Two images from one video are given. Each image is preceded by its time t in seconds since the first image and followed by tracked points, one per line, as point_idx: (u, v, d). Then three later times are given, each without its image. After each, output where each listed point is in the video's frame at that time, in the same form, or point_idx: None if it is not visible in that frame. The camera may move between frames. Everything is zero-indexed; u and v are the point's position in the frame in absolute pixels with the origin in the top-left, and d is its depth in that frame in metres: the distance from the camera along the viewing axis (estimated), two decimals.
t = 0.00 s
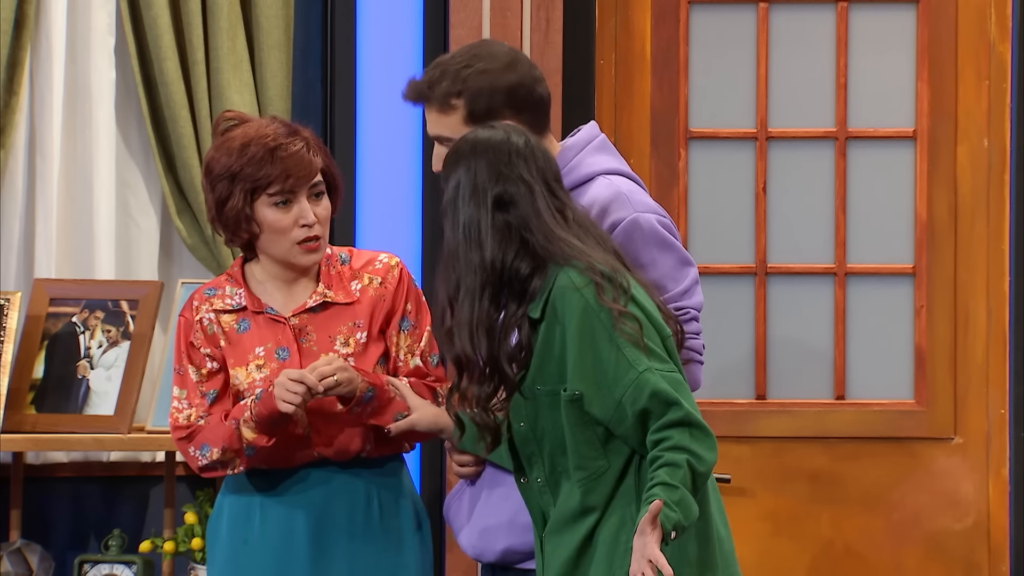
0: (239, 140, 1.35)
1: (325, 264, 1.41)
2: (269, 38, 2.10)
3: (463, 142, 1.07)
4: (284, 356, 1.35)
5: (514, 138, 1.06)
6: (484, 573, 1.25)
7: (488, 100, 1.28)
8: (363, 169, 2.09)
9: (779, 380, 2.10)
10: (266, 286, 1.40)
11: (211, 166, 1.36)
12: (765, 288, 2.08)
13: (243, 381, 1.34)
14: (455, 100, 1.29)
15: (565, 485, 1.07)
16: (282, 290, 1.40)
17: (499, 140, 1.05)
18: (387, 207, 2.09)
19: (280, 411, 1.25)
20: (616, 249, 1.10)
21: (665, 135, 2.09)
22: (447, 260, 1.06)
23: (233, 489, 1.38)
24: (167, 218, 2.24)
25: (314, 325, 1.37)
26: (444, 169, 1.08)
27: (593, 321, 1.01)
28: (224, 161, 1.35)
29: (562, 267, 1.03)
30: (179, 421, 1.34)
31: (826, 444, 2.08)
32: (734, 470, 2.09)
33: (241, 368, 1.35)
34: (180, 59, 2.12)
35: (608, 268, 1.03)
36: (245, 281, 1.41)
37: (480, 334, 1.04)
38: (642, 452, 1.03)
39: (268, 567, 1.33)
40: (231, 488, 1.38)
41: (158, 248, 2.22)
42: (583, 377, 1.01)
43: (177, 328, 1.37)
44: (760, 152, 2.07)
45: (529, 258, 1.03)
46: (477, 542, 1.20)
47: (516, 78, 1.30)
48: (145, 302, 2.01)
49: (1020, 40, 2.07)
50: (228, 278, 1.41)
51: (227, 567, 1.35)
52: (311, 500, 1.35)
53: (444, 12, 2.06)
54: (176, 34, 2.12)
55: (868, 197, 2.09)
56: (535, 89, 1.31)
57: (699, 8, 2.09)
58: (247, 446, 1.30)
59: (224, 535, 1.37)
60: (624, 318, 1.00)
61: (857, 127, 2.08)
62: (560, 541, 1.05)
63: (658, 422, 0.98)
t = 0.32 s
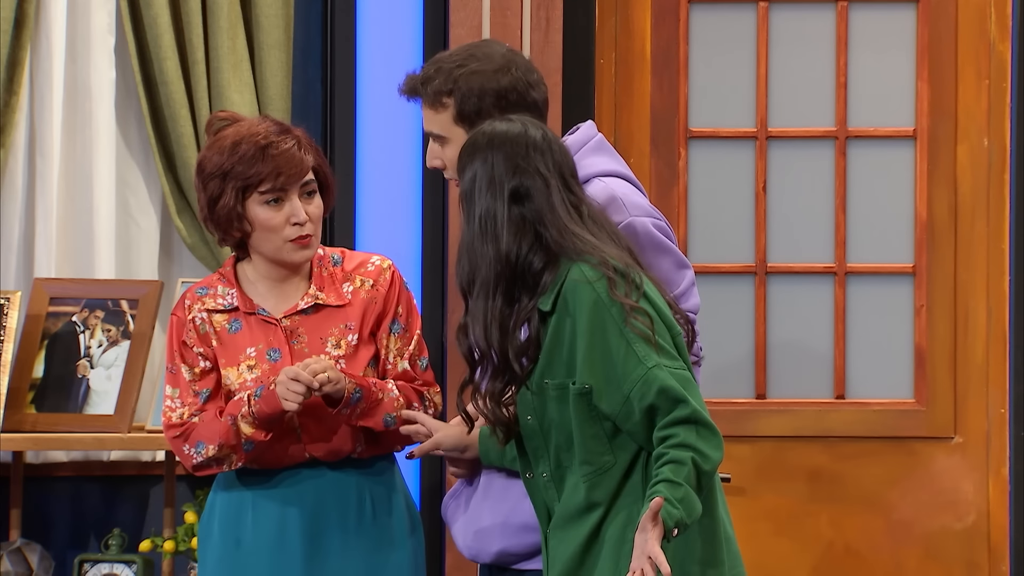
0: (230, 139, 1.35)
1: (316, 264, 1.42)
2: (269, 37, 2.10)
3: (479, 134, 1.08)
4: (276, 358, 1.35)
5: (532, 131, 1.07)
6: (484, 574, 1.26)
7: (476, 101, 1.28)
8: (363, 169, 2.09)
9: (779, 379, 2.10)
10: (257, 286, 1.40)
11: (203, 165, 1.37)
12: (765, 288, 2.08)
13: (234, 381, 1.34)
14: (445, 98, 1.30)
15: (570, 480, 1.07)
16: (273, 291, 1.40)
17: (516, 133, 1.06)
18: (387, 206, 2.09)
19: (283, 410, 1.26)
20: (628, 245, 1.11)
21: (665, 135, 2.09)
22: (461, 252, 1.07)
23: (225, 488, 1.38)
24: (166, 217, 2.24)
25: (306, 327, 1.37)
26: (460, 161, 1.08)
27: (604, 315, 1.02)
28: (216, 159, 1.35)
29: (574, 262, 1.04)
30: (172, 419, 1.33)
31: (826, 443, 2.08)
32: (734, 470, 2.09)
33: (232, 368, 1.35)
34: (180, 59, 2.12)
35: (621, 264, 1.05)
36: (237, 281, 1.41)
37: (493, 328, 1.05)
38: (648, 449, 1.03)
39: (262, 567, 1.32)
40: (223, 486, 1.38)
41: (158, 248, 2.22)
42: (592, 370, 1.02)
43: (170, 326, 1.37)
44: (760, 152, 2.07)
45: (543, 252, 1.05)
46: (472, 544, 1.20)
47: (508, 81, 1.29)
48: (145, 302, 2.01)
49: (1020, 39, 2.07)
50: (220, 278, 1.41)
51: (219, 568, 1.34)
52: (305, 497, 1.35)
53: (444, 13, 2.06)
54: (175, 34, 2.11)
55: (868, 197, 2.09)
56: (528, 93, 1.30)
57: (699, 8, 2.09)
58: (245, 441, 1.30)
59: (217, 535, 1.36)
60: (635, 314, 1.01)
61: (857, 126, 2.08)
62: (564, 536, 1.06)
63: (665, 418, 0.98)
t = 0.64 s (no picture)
0: (234, 140, 1.35)
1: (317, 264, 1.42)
2: (269, 37, 2.10)
3: (489, 129, 1.08)
4: (276, 357, 1.34)
5: (542, 126, 1.08)
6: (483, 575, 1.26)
7: (472, 102, 1.28)
8: (362, 168, 2.09)
9: (779, 379, 2.10)
10: (260, 286, 1.39)
11: (206, 168, 1.35)
12: (765, 288, 2.08)
13: (235, 382, 1.33)
14: (442, 99, 1.30)
15: (572, 477, 1.08)
16: (275, 291, 1.39)
17: (526, 128, 1.07)
18: (387, 206, 2.09)
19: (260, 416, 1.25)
20: (637, 242, 1.12)
21: (665, 135, 2.09)
22: (471, 246, 1.08)
23: (225, 489, 1.38)
24: (167, 217, 2.25)
25: (306, 326, 1.37)
26: (470, 156, 1.09)
27: (610, 313, 1.02)
28: (220, 160, 1.34)
29: (582, 258, 1.04)
30: (168, 421, 1.33)
31: (825, 443, 2.08)
32: (734, 470, 2.09)
33: (233, 369, 1.34)
34: (180, 59, 2.12)
35: (630, 262, 1.05)
36: (236, 281, 1.40)
37: (501, 323, 1.05)
38: (651, 448, 1.03)
39: (262, 569, 1.32)
40: (224, 489, 1.38)
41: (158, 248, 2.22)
42: (597, 367, 1.02)
43: (169, 328, 1.37)
44: (760, 152, 2.07)
45: (551, 248, 1.05)
46: (469, 545, 1.21)
47: (505, 82, 1.29)
48: (145, 302, 2.01)
49: (1020, 39, 2.07)
50: (218, 279, 1.40)
51: (219, 568, 1.34)
52: (305, 498, 1.35)
53: (444, 13, 2.06)
54: (175, 34, 2.11)
55: (868, 197, 2.09)
56: (523, 94, 1.31)
57: (700, 8, 2.09)
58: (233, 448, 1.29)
59: (217, 536, 1.36)
60: (642, 311, 1.01)
61: (857, 126, 2.08)
62: (566, 533, 1.06)
63: (668, 419, 0.98)
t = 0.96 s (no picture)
0: (247, 142, 1.36)
1: (340, 261, 1.42)
2: (269, 37, 2.10)
3: (498, 126, 1.09)
4: (303, 357, 1.35)
5: (549, 123, 1.08)
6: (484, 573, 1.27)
7: (477, 100, 1.28)
8: (361, 169, 2.09)
9: (779, 379, 2.10)
10: (283, 288, 1.40)
11: (224, 171, 1.37)
12: (765, 288, 2.08)
13: (263, 385, 1.34)
14: (446, 96, 1.30)
15: (572, 475, 1.08)
16: (300, 291, 1.40)
17: (534, 124, 1.07)
18: (387, 205, 2.09)
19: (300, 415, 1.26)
20: (643, 241, 1.12)
21: (665, 134, 2.09)
22: (478, 243, 1.09)
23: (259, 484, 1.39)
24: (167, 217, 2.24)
25: (331, 325, 1.37)
26: (479, 152, 1.10)
27: (613, 313, 1.02)
28: (238, 162, 1.35)
29: (587, 257, 1.04)
30: (200, 419, 1.32)
31: (825, 442, 2.08)
32: (734, 470, 2.09)
33: (261, 372, 1.34)
34: (180, 59, 2.12)
35: (634, 262, 1.05)
36: (262, 284, 1.41)
37: (508, 320, 1.05)
38: (651, 449, 1.02)
39: (291, 567, 1.33)
40: (253, 492, 1.39)
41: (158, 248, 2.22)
42: (599, 366, 1.02)
43: (194, 332, 1.38)
44: (760, 152, 2.07)
45: (557, 246, 1.05)
46: (469, 544, 1.21)
47: (509, 80, 1.29)
48: (145, 301, 2.01)
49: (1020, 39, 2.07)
50: (245, 281, 1.41)
51: (247, 565, 1.35)
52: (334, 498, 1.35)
53: (444, 13, 2.06)
54: (175, 33, 2.11)
55: (868, 197, 2.09)
56: (529, 92, 1.30)
57: (700, 8, 2.09)
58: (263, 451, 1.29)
59: (248, 533, 1.37)
60: (645, 312, 1.01)
61: (857, 126, 2.08)
62: (565, 531, 1.06)
63: (667, 421, 0.98)
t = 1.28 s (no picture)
0: (274, 145, 1.35)
1: (365, 264, 1.41)
2: (269, 37, 2.10)
3: (505, 123, 1.09)
4: (326, 359, 1.34)
5: (557, 121, 1.08)
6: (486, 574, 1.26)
7: (479, 101, 1.28)
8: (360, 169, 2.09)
9: (779, 379, 2.10)
10: (307, 290, 1.40)
11: (249, 173, 1.36)
12: (765, 288, 2.08)
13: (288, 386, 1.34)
14: (449, 96, 1.31)
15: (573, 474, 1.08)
16: (324, 293, 1.39)
17: (540, 122, 1.07)
18: (386, 205, 2.09)
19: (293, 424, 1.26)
20: (648, 241, 1.11)
21: (664, 134, 2.08)
22: (483, 240, 1.09)
23: (285, 487, 1.40)
24: (167, 217, 2.25)
25: (354, 328, 1.37)
26: (486, 149, 1.10)
27: (615, 313, 1.02)
28: (264, 165, 1.35)
29: (591, 256, 1.04)
30: (224, 426, 1.34)
31: (825, 442, 2.08)
32: (734, 470, 2.09)
33: (285, 374, 1.34)
34: (180, 59, 2.12)
35: (637, 262, 1.04)
36: (287, 286, 1.41)
37: (511, 317, 1.06)
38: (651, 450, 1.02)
39: (314, 567, 1.35)
40: (280, 493, 1.40)
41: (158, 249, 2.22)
42: (599, 366, 1.02)
43: (221, 333, 1.39)
44: (759, 152, 2.07)
45: (562, 244, 1.05)
46: (469, 541, 1.20)
47: (510, 80, 1.29)
48: (145, 301, 2.01)
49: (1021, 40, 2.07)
50: (271, 282, 1.41)
51: (270, 565, 1.36)
52: (359, 502, 1.36)
53: (444, 13, 2.05)
54: (175, 34, 2.12)
55: (868, 197, 2.09)
56: (530, 93, 1.30)
57: (700, 8, 2.09)
58: (279, 460, 1.31)
59: (272, 531, 1.38)
60: (647, 313, 1.01)
61: (857, 126, 2.08)
62: (565, 530, 1.06)
63: (665, 423, 0.98)
